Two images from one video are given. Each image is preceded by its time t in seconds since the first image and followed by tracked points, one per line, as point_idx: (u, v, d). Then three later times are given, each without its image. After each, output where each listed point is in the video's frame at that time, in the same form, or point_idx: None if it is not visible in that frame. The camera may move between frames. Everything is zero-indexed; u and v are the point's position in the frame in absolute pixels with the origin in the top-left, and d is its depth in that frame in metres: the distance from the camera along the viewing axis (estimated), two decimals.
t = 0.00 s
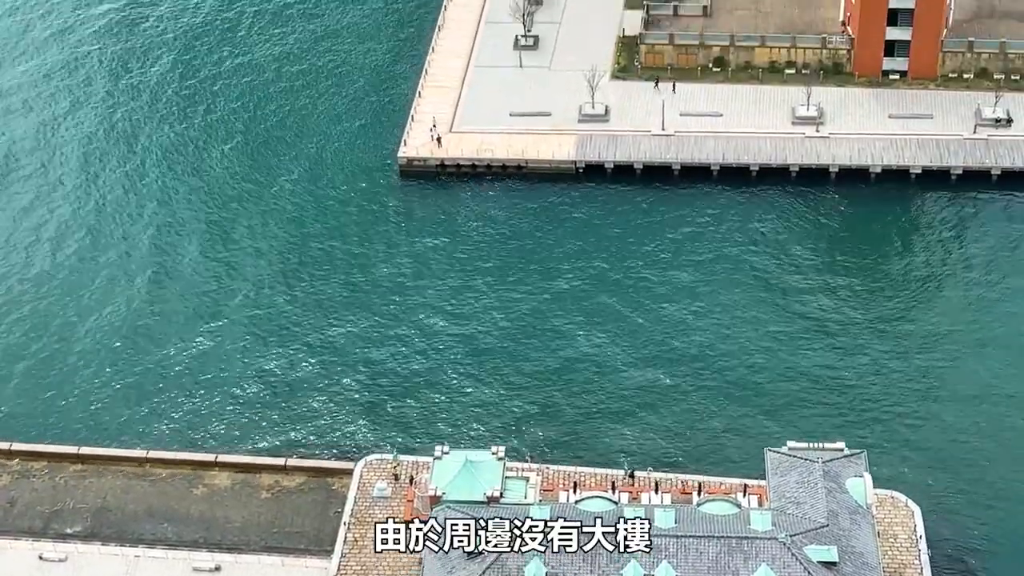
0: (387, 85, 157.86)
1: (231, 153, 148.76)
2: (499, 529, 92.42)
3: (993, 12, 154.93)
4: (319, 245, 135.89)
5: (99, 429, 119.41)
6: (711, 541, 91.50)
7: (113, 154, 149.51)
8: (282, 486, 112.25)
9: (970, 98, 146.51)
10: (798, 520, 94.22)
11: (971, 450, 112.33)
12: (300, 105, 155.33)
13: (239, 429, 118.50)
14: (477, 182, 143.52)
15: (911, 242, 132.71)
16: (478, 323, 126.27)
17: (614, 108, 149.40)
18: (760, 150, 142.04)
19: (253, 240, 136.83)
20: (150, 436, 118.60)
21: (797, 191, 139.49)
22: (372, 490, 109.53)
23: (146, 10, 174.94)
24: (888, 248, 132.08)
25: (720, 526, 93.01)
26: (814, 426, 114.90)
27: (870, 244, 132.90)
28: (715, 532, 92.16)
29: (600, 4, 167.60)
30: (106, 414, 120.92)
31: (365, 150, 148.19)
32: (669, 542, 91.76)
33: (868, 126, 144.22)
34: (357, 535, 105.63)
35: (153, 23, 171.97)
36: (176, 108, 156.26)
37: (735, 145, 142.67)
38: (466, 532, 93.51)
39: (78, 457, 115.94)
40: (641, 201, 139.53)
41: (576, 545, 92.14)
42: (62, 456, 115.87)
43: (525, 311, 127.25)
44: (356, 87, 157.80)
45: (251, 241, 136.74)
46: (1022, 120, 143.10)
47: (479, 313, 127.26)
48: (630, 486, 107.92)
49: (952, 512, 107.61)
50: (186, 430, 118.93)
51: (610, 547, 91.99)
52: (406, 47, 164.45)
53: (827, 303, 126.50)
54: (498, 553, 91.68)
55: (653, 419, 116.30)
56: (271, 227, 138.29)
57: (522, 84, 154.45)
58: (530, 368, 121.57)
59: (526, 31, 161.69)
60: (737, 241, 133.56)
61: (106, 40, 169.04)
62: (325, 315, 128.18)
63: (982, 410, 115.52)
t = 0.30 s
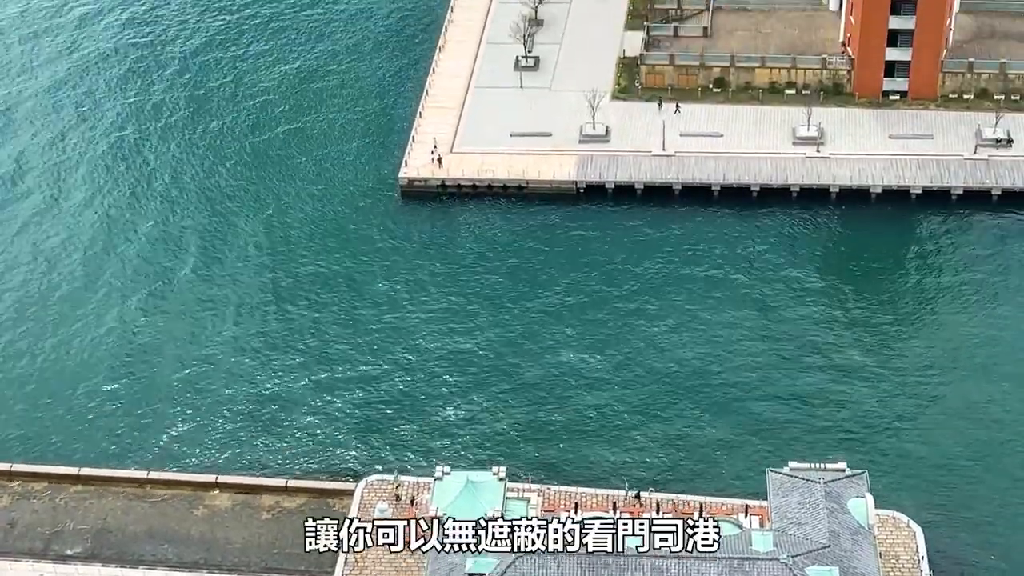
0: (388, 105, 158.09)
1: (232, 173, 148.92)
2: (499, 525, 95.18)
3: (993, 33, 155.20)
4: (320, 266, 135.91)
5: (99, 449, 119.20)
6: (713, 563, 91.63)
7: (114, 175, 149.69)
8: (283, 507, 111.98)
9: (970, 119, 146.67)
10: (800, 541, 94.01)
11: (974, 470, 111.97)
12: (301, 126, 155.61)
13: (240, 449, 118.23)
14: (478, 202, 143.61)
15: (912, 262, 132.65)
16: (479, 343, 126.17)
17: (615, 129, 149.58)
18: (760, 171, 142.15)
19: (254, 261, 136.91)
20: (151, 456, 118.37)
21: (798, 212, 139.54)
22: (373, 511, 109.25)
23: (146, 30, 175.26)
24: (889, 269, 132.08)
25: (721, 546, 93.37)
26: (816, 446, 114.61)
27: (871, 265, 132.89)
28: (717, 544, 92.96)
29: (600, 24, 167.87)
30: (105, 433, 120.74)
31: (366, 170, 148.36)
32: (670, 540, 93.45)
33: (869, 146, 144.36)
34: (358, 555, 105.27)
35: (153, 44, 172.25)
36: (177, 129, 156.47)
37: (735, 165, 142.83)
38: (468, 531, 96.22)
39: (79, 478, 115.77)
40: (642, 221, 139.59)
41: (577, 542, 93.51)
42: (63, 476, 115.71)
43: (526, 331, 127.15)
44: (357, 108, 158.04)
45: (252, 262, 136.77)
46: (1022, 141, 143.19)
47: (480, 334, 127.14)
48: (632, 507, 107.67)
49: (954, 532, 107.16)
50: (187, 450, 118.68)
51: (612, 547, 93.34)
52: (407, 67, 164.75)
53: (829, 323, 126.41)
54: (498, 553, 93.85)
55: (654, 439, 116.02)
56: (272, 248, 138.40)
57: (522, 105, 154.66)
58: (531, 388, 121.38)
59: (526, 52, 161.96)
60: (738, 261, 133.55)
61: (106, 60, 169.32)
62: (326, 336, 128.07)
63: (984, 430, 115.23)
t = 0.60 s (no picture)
0: (388, 127, 158.29)
1: (233, 195, 149.08)
2: (498, 525, 98.48)
3: (993, 55, 155.41)
4: (321, 288, 135.87)
5: (99, 471, 118.96)
6: None
7: (116, 197, 149.85)
8: (283, 529, 111.75)
9: (970, 140, 146.78)
10: (802, 566, 94.56)
11: (976, 490, 111.63)
12: (302, 147, 155.85)
13: (240, 471, 117.88)
14: (479, 223, 143.65)
15: (914, 284, 132.60)
16: (480, 365, 126.03)
17: (616, 150, 149.78)
18: (761, 192, 142.24)
19: (255, 282, 136.95)
20: (151, 477, 118.08)
21: (799, 234, 139.57)
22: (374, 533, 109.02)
23: (146, 51, 175.65)
24: (890, 291, 132.03)
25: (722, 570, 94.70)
26: (817, 467, 114.29)
27: (873, 286, 132.84)
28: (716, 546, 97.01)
29: (600, 45, 168.06)
30: (106, 455, 120.54)
31: (367, 192, 148.49)
32: (670, 540, 97.14)
33: (869, 168, 144.48)
34: None
35: (153, 65, 172.58)
36: (179, 150, 156.70)
37: (736, 187, 142.97)
38: (467, 531, 98.83)
39: (79, 500, 115.60)
40: (643, 243, 139.61)
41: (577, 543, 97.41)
42: (63, 498, 115.57)
43: (527, 353, 127.05)
44: (357, 129, 158.22)
45: (253, 283, 136.78)
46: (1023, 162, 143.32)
47: (481, 355, 127.05)
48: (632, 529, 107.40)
49: (957, 553, 106.72)
50: (187, 471, 118.40)
51: (612, 547, 97.37)
52: (408, 88, 165.10)
53: (830, 345, 126.29)
54: (498, 553, 96.76)
55: (656, 461, 115.75)
56: (273, 269, 138.43)
57: (523, 126, 154.83)
58: (532, 410, 121.17)
59: (527, 73, 162.18)
60: (739, 283, 133.52)
61: (106, 82, 169.62)
62: (327, 358, 127.95)
63: (986, 451, 114.94)
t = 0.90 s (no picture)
0: (389, 150, 158.48)
1: (234, 217, 149.18)
2: (498, 525, 102.28)
3: (992, 78, 155.53)
4: (321, 310, 135.80)
5: (99, 494, 118.62)
6: None
7: (117, 220, 149.96)
8: (284, 553, 111.29)
9: (970, 163, 146.85)
10: None
11: (978, 513, 111.23)
12: (302, 169, 155.99)
13: (240, 494, 117.52)
14: (480, 245, 143.67)
15: (914, 307, 132.45)
16: (481, 387, 125.80)
17: (617, 173, 149.89)
18: (761, 214, 142.26)
19: (256, 305, 136.95)
20: (151, 500, 117.74)
21: (800, 256, 139.53)
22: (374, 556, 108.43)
23: (147, 73, 176.01)
24: (891, 313, 131.88)
25: None
26: (818, 490, 113.96)
27: (874, 309, 132.67)
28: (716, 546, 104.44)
29: (600, 68, 168.29)
30: (106, 478, 120.23)
31: (368, 214, 148.56)
32: (670, 540, 104.83)
33: (869, 190, 144.52)
34: None
35: (154, 88, 172.90)
36: (180, 172, 156.89)
37: (737, 209, 143.01)
38: (467, 531, 101.69)
39: (79, 523, 115.23)
40: (644, 265, 139.58)
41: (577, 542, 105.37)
42: (63, 522, 115.18)
43: (528, 375, 126.84)
44: (358, 152, 158.43)
45: (255, 306, 136.82)
46: None
47: (481, 377, 126.84)
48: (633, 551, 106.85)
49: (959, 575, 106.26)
50: (187, 494, 118.06)
51: (611, 547, 104.46)
52: (409, 111, 165.35)
53: (831, 367, 126.09)
54: (499, 552, 100.92)
55: (656, 483, 115.34)
56: (274, 292, 138.42)
57: (523, 149, 154.99)
58: (532, 431, 120.90)
59: (527, 96, 162.39)
60: (740, 305, 133.42)
61: (107, 105, 169.88)
62: (327, 379, 127.83)
63: (988, 473, 114.62)
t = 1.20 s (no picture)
0: (389, 173, 158.58)
1: (235, 240, 149.12)
2: (498, 525, 108.11)
3: (992, 101, 155.72)
4: (321, 333, 135.70)
5: (98, 517, 118.20)
6: None
7: (118, 243, 149.95)
8: None
9: (970, 186, 146.92)
10: None
11: (979, 537, 110.84)
12: (303, 192, 156.07)
13: (240, 516, 117.13)
14: (481, 269, 143.69)
15: (915, 330, 132.36)
16: (481, 410, 125.60)
17: (617, 196, 149.98)
18: (761, 238, 142.31)
19: (257, 328, 136.81)
20: (150, 523, 117.29)
21: (800, 279, 139.50)
22: None
23: (148, 96, 176.18)
24: (892, 337, 131.77)
25: None
26: (820, 514, 113.61)
27: (875, 332, 132.57)
28: (715, 545, 109.52)
29: (600, 91, 168.51)
30: (105, 500, 119.82)
31: (368, 237, 148.57)
32: (670, 540, 109.60)
33: (869, 213, 144.59)
34: None
35: (154, 110, 173.03)
36: (180, 194, 156.97)
37: (737, 232, 143.08)
38: (467, 531, 107.25)
39: (79, 547, 114.75)
40: (644, 288, 139.58)
41: (577, 542, 110.17)
42: (63, 545, 114.71)
43: (528, 398, 126.65)
44: (358, 175, 158.53)
45: (255, 329, 136.74)
46: None
47: (482, 400, 126.66)
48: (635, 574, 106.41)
49: None
50: (186, 517, 117.62)
51: (611, 547, 109.21)
52: (410, 134, 165.52)
53: (831, 390, 125.91)
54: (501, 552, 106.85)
55: (657, 505, 114.97)
56: (274, 314, 138.35)
57: (524, 172, 155.10)
58: (532, 454, 120.64)
59: (527, 119, 162.57)
60: (741, 328, 133.35)
61: (107, 128, 170.03)
62: (327, 402, 127.64)
63: (989, 496, 114.32)
